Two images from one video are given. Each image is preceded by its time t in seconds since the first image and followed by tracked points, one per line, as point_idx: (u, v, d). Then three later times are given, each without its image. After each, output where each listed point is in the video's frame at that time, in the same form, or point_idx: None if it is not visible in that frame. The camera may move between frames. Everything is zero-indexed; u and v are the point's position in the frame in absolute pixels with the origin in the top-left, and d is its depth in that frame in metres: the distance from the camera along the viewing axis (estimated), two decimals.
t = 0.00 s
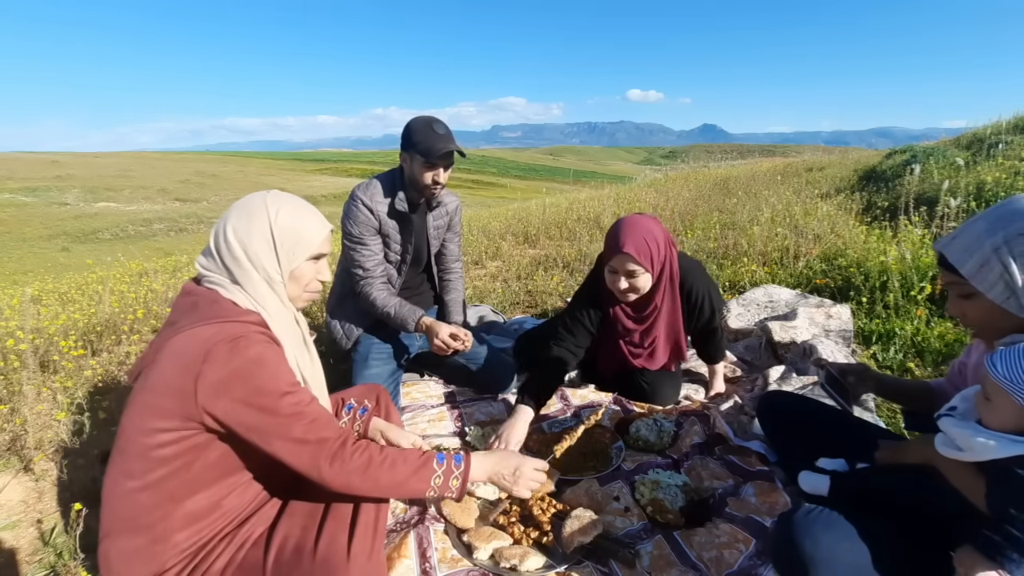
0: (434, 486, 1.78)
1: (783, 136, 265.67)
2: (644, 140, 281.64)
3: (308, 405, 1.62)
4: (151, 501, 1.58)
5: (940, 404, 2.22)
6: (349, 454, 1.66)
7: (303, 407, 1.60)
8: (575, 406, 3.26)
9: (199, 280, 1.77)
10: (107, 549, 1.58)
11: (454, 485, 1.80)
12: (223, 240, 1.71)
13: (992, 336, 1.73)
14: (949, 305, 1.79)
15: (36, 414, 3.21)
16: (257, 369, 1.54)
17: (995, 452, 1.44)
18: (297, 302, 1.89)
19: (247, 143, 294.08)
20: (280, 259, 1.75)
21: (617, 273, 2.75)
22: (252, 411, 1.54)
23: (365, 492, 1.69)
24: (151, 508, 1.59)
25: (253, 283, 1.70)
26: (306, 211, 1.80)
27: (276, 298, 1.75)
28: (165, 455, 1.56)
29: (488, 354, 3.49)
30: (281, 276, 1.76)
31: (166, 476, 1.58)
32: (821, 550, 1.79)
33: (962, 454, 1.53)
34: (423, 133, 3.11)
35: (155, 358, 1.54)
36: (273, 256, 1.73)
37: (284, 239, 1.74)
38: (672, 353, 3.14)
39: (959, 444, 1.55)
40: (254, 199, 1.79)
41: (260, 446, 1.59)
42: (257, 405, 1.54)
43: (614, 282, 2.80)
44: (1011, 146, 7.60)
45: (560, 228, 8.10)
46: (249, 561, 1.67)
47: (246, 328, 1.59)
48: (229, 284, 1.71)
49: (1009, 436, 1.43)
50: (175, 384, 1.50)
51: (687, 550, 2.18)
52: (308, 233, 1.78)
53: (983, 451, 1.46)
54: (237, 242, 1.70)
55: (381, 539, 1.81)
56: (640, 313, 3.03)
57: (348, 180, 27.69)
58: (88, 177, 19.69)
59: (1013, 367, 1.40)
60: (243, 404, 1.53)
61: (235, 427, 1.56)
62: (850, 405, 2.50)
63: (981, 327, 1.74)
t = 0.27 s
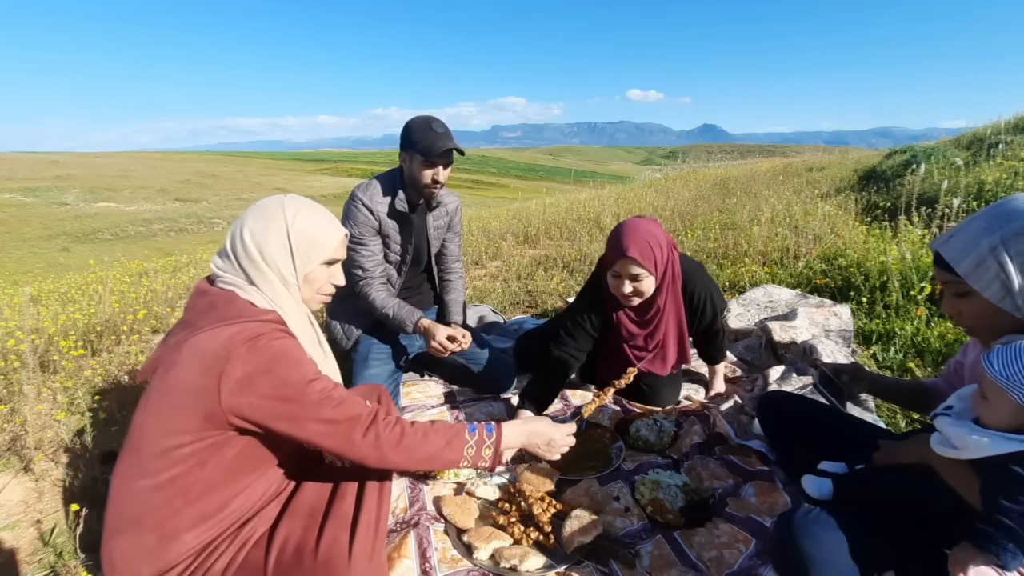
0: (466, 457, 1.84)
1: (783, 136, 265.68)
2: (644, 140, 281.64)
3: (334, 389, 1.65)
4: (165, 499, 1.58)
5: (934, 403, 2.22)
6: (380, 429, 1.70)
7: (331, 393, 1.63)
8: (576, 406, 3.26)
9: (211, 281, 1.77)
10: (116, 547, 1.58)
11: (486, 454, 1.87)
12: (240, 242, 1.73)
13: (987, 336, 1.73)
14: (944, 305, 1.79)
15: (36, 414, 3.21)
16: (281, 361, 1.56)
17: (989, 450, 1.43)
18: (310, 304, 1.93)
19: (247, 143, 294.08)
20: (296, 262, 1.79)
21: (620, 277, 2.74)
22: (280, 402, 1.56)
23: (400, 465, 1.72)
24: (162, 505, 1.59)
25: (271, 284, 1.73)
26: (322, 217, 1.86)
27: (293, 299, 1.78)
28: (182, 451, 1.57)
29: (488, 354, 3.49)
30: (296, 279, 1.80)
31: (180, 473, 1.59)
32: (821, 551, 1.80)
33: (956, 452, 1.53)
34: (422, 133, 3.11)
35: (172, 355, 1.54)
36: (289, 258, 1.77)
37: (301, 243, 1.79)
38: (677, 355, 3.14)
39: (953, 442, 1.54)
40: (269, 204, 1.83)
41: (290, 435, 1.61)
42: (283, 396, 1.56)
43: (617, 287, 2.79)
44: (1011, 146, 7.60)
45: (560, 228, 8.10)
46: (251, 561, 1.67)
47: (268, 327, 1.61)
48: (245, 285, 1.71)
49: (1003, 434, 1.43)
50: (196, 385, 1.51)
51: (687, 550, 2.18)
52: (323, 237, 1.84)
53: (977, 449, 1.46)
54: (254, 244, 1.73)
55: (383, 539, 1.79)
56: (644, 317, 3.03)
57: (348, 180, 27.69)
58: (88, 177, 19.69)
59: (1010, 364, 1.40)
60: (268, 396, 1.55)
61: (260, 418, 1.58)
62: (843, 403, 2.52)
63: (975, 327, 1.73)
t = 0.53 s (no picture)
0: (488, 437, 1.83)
1: (783, 136, 265.70)
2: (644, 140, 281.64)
3: (353, 377, 1.66)
4: (175, 498, 1.59)
5: (924, 396, 2.23)
6: (402, 411, 1.70)
7: (352, 383, 1.64)
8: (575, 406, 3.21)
9: (224, 282, 1.77)
10: (122, 546, 1.58)
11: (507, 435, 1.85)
12: (253, 243, 1.74)
13: (991, 336, 1.73)
14: (949, 301, 1.79)
15: (36, 414, 3.21)
16: (301, 354, 1.57)
17: (993, 450, 1.43)
18: (323, 304, 1.93)
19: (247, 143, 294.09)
20: (307, 261, 1.79)
21: (629, 258, 2.82)
22: (301, 395, 1.56)
23: (425, 447, 1.73)
24: (171, 504, 1.59)
25: (285, 284, 1.74)
26: (334, 217, 1.86)
27: (305, 299, 1.79)
28: (196, 450, 1.57)
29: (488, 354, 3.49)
30: (308, 278, 1.80)
31: (192, 471, 1.59)
32: (821, 550, 1.80)
33: (959, 452, 1.53)
34: (422, 133, 3.11)
35: (186, 355, 1.53)
36: (301, 258, 1.77)
37: (314, 243, 1.79)
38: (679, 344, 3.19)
39: (956, 442, 1.54)
40: (280, 205, 1.84)
41: (311, 425, 1.61)
42: (304, 389, 1.56)
43: (626, 268, 2.86)
44: (1011, 146, 7.60)
45: (560, 228, 8.10)
46: (253, 561, 1.67)
47: (284, 326, 1.61)
48: (259, 285, 1.72)
49: (1007, 434, 1.43)
50: (214, 384, 1.51)
51: (687, 550, 2.18)
52: (335, 238, 1.84)
53: (980, 448, 1.46)
54: (268, 245, 1.73)
55: (386, 539, 1.78)
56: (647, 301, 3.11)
57: (348, 180, 27.69)
58: (88, 177, 19.69)
59: (1014, 365, 1.40)
60: (289, 391, 1.55)
61: (279, 413, 1.58)
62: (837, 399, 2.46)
63: (978, 324, 1.73)
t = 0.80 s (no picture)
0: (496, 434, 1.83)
1: (783, 136, 265.71)
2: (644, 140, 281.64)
3: (363, 376, 1.65)
4: (180, 496, 1.58)
5: (922, 395, 2.24)
6: (411, 409, 1.70)
7: (361, 382, 1.63)
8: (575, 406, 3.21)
9: (233, 282, 1.77)
10: (126, 543, 1.58)
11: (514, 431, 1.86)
12: (263, 244, 1.74)
13: (993, 338, 1.74)
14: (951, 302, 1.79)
15: (36, 414, 3.22)
16: (312, 353, 1.57)
17: (997, 454, 1.43)
18: (330, 305, 1.94)
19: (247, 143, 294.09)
20: (317, 263, 1.79)
21: (642, 230, 2.95)
22: (311, 393, 1.56)
23: (434, 444, 1.72)
24: (176, 502, 1.58)
25: (296, 284, 1.74)
26: (344, 219, 1.87)
27: (314, 300, 1.79)
28: (203, 448, 1.57)
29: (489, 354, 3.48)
30: (318, 279, 1.81)
31: (198, 470, 1.59)
32: (821, 550, 1.77)
33: (962, 455, 1.53)
34: (422, 132, 3.11)
35: (196, 353, 1.53)
36: (311, 260, 1.77)
37: (323, 244, 1.80)
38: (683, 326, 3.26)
39: (960, 445, 1.54)
40: (290, 208, 1.84)
41: (320, 423, 1.60)
42: (312, 388, 1.56)
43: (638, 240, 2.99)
44: (1011, 146, 7.60)
45: (560, 228, 8.10)
46: (255, 560, 1.67)
47: (294, 326, 1.61)
48: (269, 285, 1.71)
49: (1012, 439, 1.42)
50: (225, 382, 1.51)
51: (687, 550, 2.18)
52: (344, 240, 1.84)
53: (985, 452, 1.46)
54: (278, 246, 1.73)
55: (387, 540, 1.77)
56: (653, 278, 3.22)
57: (348, 180, 27.69)
58: (88, 177, 19.70)
59: (1019, 370, 1.40)
60: (297, 390, 1.55)
61: (287, 412, 1.57)
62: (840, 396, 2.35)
63: (980, 324, 1.73)
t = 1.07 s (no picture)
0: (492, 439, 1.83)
1: (783, 137, 265.72)
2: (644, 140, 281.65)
3: (362, 377, 1.66)
4: (180, 496, 1.58)
5: (920, 394, 2.25)
6: (409, 411, 1.70)
7: (360, 383, 1.63)
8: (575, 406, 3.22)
9: (233, 281, 1.77)
10: (125, 543, 1.58)
11: (512, 436, 1.85)
12: (265, 244, 1.74)
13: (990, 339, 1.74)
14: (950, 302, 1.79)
15: (36, 414, 3.22)
16: (312, 354, 1.57)
17: (998, 459, 1.43)
18: (330, 305, 1.94)
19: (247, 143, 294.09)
20: (318, 263, 1.79)
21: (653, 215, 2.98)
22: (311, 393, 1.56)
23: (432, 447, 1.73)
24: (176, 502, 1.58)
25: (296, 284, 1.74)
26: (345, 220, 1.87)
27: (314, 300, 1.79)
28: (203, 448, 1.57)
29: (489, 354, 3.48)
30: (319, 279, 1.81)
31: (198, 470, 1.59)
32: (822, 550, 1.78)
33: (963, 459, 1.53)
34: (422, 132, 3.11)
35: (196, 353, 1.53)
36: (312, 260, 1.78)
37: (325, 244, 1.80)
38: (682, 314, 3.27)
39: (961, 449, 1.54)
40: (291, 208, 1.84)
41: (319, 424, 1.60)
42: (312, 388, 1.56)
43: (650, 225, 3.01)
44: (1011, 146, 7.61)
45: (560, 228, 8.10)
46: (255, 560, 1.67)
47: (294, 326, 1.61)
48: (269, 286, 1.71)
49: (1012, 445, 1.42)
50: (225, 383, 1.51)
51: (687, 550, 2.18)
52: (344, 240, 1.84)
53: (985, 457, 1.46)
54: (278, 246, 1.73)
55: (386, 540, 1.77)
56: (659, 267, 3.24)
57: (348, 180, 27.69)
58: (88, 177, 19.70)
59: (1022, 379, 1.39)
60: (297, 390, 1.55)
61: (287, 413, 1.57)
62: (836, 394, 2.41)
63: (978, 325, 1.73)
